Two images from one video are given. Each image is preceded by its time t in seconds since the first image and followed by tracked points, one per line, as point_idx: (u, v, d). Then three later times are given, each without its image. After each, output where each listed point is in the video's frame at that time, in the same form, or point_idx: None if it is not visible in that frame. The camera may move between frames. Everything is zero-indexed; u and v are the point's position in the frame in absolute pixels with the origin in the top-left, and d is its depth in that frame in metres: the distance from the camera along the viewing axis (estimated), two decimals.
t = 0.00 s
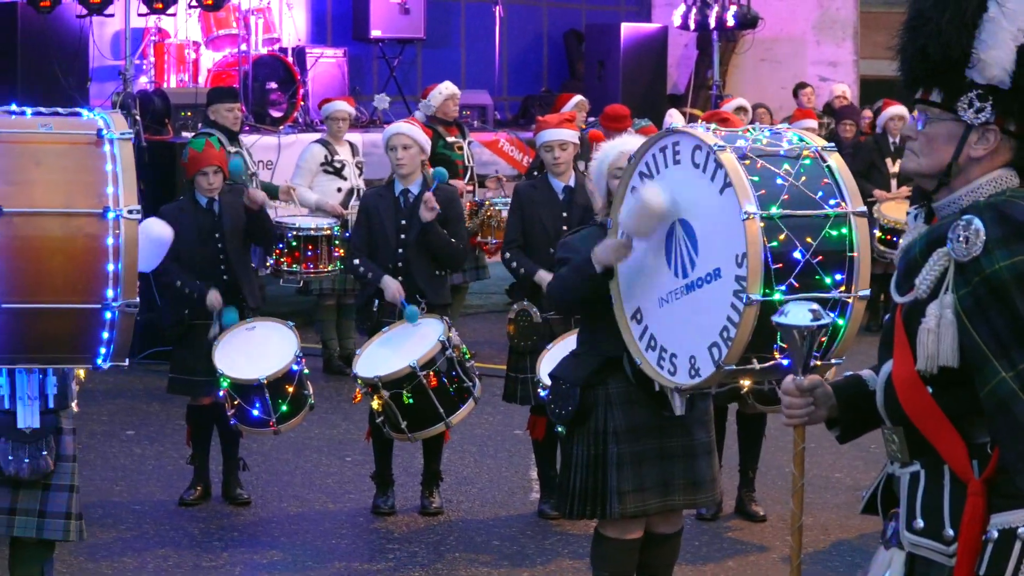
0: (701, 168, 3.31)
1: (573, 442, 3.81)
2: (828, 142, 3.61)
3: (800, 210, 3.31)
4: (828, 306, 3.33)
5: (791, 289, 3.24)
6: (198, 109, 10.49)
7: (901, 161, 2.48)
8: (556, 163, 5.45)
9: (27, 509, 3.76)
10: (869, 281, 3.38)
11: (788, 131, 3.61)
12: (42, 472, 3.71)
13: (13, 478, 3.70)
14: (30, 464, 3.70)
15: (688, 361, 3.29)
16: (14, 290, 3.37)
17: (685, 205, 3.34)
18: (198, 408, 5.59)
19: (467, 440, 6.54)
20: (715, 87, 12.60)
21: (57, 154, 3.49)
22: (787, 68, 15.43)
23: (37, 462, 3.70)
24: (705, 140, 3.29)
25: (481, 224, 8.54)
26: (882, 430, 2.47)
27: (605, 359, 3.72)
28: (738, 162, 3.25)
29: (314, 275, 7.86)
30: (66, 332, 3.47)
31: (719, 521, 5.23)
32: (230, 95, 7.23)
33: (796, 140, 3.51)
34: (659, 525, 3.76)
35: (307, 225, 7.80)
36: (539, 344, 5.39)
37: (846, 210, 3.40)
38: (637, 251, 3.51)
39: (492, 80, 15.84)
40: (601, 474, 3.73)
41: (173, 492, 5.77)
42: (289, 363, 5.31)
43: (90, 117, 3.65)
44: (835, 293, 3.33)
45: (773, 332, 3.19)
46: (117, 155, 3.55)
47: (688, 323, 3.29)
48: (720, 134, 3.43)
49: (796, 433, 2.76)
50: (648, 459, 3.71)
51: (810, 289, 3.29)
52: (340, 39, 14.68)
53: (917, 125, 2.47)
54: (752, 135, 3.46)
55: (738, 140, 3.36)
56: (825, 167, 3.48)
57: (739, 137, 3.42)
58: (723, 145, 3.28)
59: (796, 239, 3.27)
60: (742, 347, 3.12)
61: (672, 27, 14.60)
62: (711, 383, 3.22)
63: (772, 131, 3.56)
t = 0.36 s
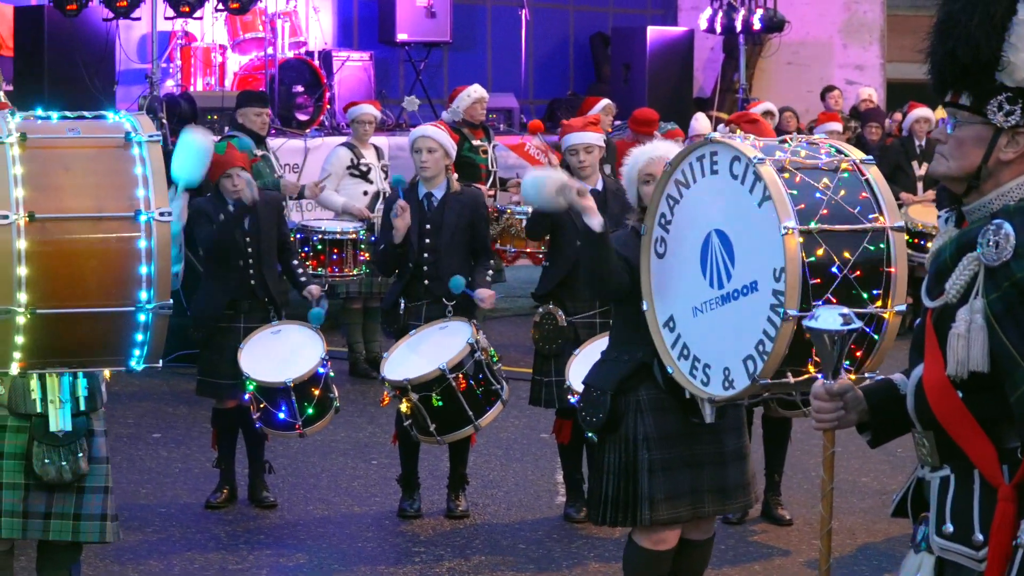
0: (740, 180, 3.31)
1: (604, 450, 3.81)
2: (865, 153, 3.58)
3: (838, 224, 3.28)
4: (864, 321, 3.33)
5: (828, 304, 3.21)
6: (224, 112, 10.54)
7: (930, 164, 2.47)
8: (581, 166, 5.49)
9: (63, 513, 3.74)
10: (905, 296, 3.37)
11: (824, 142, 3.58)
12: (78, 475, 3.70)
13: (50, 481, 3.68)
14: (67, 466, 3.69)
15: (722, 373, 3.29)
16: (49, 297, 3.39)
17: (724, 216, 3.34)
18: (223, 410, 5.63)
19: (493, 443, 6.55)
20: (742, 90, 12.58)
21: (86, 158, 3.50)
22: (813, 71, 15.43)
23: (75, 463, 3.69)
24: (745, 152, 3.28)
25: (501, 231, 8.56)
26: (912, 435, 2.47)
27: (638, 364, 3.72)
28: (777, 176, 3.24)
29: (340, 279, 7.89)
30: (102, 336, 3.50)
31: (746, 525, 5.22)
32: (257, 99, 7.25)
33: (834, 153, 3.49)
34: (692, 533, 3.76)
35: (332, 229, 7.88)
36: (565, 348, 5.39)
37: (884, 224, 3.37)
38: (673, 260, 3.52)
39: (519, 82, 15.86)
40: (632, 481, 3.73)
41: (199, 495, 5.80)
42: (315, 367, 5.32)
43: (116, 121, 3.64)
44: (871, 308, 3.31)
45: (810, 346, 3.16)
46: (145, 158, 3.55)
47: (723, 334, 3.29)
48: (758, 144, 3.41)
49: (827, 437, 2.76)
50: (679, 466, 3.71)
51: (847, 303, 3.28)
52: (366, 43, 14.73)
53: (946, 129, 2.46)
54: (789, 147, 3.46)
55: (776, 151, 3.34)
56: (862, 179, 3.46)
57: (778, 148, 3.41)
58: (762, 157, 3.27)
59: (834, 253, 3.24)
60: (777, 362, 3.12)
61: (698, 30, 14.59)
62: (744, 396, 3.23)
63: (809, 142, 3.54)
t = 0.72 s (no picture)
0: (749, 194, 3.29)
1: (616, 449, 3.83)
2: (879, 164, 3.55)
3: (848, 241, 3.26)
4: (873, 335, 3.32)
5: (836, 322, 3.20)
6: (236, 112, 10.57)
7: (943, 165, 2.48)
8: (592, 165, 5.45)
9: (70, 512, 3.73)
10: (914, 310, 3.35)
11: (836, 153, 3.57)
12: (84, 475, 3.67)
13: (56, 481, 3.65)
14: (72, 466, 3.65)
15: (731, 384, 3.31)
16: (54, 292, 3.39)
17: (734, 227, 3.33)
18: (236, 410, 5.65)
19: (504, 443, 6.56)
20: (754, 90, 12.58)
21: (87, 154, 3.48)
22: (825, 71, 15.44)
23: (79, 463, 3.67)
24: (755, 167, 3.26)
25: (508, 232, 8.56)
26: (920, 434, 2.50)
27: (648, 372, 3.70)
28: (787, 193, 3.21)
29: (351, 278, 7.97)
30: (109, 330, 3.51)
31: (757, 525, 5.22)
32: (269, 98, 7.26)
33: (844, 165, 3.47)
34: (703, 531, 3.77)
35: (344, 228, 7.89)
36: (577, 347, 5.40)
37: (894, 239, 3.35)
38: (685, 266, 3.52)
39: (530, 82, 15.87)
40: (643, 483, 3.74)
41: (211, 494, 5.82)
42: (329, 365, 5.34)
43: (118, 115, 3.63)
44: (881, 323, 3.30)
45: (819, 362, 3.16)
46: (147, 150, 3.53)
47: (733, 343, 3.30)
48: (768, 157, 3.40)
49: (837, 436, 2.78)
50: (690, 469, 3.71)
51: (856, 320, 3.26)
52: (378, 43, 14.76)
53: (958, 130, 2.47)
54: (800, 158, 3.43)
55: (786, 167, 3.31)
56: (874, 192, 3.44)
57: (789, 160, 3.39)
58: (771, 173, 3.24)
59: (844, 270, 3.23)
60: (786, 378, 3.13)
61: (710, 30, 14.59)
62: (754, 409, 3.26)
63: (820, 154, 3.53)
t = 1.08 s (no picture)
0: (755, 182, 3.31)
1: (621, 444, 3.83)
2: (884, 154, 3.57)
3: (852, 227, 3.29)
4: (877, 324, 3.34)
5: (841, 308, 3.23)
6: (245, 112, 10.59)
7: (949, 164, 2.48)
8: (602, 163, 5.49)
9: (77, 511, 3.73)
10: (920, 300, 3.37)
11: (842, 144, 3.59)
12: (94, 473, 3.69)
13: (65, 480, 3.66)
14: (82, 465, 3.67)
15: (736, 375, 3.30)
16: (58, 297, 3.35)
17: (739, 217, 3.34)
18: (245, 409, 5.64)
19: (513, 443, 6.56)
20: (762, 90, 12.58)
21: (96, 158, 3.44)
22: (834, 71, 15.44)
23: (89, 462, 3.68)
24: (760, 155, 3.28)
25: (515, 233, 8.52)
26: (927, 433, 2.52)
27: (653, 365, 3.71)
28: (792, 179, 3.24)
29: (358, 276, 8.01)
30: (111, 334, 3.47)
31: (766, 524, 5.22)
32: (276, 98, 7.29)
33: (850, 154, 3.49)
34: (704, 529, 3.78)
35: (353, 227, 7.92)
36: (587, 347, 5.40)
37: (899, 227, 3.36)
38: (692, 260, 3.51)
39: (539, 82, 15.88)
40: (646, 479, 3.74)
41: (219, 494, 5.83)
42: (338, 365, 5.35)
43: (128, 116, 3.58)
44: (886, 312, 3.32)
45: (824, 350, 3.17)
46: (155, 156, 3.49)
47: (739, 333, 3.30)
48: (774, 147, 3.42)
49: (843, 435, 2.79)
50: (693, 466, 3.73)
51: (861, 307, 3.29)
52: (386, 43, 14.77)
53: (964, 129, 2.47)
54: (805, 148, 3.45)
55: (791, 155, 3.34)
56: (879, 182, 3.45)
57: (794, 150, 3.42)
58: (776, 160, 3.26)
59: (848, 258, 3.25)
60: (789, 365, 3.14)
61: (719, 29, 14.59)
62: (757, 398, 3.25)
63: (825, 144, 3.55)
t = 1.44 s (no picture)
0: (757, 168, 3.32)
1: (630, 445, 3.85)
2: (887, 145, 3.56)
3: (854, 211, 3.27)
4: (882, 310, 3.30)
5: (843, 290, 3.20)
6: (252, 112, 10.61)
7: (955, 164, 2.49)
8: (608, 164, 5.47)
9: (77, 510, 3.72)
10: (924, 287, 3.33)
11: (846, 135, 3.57)
12: (92, 474, 3.68)
13: (64, 479, 3.67)
14: (80, 466, 3.67)
15: (740, 361, 3.30)
16: (62, 295, 3.36)
17: (742, 205, 3.36)
18: (251, 409, 5.67)
19: (520, 443, 6.57)
20: (769, 90, 12.58)
21: (104, 158, 3.46)
22: (840, 71, 15.44)
23: (87, 463, 3.67)
24: (762, 141, 3.30)
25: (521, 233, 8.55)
26: (933, 431, 2.52)
27: (660, 358, 3.73)
28: (794, 162, 3.24)
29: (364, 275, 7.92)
30: (114, 335, 3.46)
31: (772, 524, 5.23)
32: (284, 99, 7.30)
33: (854, 143, 3.47)
34: (713, 528, 3.79)
35: (359, 226, 7.87)
36: (595, 347, 5.40)
37: (902, 213, 3.34)
38: (695, 252, 3.54)
39: (545, 82, 15.89)
40: (656, 477, 3.75)
41: (226, 494, 5.85)
42: (343, 364, 5.37)
43: (138, 121, 3.62)
44: (889, 297, 3.29)
45: (826, 336, 3.16)
46: (164, 159, 3.51)
47: (742, 321, 3.31)
48: (778, 134, 3.43)
49: (848, 436, 2.80)
50: (703, 460, 3.74)
51: (863, 291, 3.25)
52: (392, 43, 14.78)
53: (969, 130, 2.49)
54: (809, 137, 3.45)
55: (794, 141, 3.36)
56: (882, 170, 3.43)
57: (797, 137, 3.41)
58: (779, 145, 3.28)
59: (850, 240, 3.23)
60: (791, 349, 3.12)
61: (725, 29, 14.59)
62: (761, 383, 3.24)
63: (830, 135, 3.54)
